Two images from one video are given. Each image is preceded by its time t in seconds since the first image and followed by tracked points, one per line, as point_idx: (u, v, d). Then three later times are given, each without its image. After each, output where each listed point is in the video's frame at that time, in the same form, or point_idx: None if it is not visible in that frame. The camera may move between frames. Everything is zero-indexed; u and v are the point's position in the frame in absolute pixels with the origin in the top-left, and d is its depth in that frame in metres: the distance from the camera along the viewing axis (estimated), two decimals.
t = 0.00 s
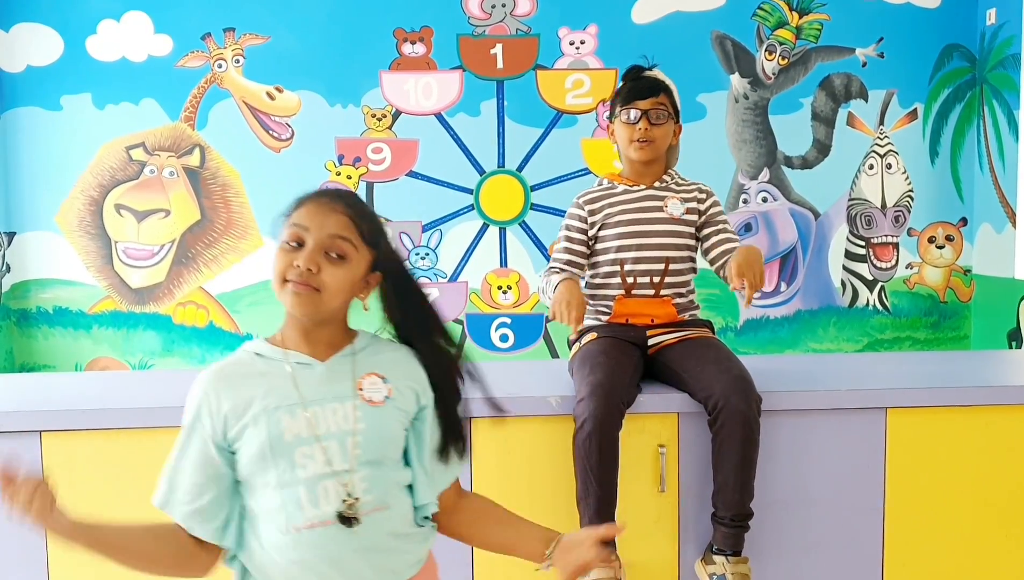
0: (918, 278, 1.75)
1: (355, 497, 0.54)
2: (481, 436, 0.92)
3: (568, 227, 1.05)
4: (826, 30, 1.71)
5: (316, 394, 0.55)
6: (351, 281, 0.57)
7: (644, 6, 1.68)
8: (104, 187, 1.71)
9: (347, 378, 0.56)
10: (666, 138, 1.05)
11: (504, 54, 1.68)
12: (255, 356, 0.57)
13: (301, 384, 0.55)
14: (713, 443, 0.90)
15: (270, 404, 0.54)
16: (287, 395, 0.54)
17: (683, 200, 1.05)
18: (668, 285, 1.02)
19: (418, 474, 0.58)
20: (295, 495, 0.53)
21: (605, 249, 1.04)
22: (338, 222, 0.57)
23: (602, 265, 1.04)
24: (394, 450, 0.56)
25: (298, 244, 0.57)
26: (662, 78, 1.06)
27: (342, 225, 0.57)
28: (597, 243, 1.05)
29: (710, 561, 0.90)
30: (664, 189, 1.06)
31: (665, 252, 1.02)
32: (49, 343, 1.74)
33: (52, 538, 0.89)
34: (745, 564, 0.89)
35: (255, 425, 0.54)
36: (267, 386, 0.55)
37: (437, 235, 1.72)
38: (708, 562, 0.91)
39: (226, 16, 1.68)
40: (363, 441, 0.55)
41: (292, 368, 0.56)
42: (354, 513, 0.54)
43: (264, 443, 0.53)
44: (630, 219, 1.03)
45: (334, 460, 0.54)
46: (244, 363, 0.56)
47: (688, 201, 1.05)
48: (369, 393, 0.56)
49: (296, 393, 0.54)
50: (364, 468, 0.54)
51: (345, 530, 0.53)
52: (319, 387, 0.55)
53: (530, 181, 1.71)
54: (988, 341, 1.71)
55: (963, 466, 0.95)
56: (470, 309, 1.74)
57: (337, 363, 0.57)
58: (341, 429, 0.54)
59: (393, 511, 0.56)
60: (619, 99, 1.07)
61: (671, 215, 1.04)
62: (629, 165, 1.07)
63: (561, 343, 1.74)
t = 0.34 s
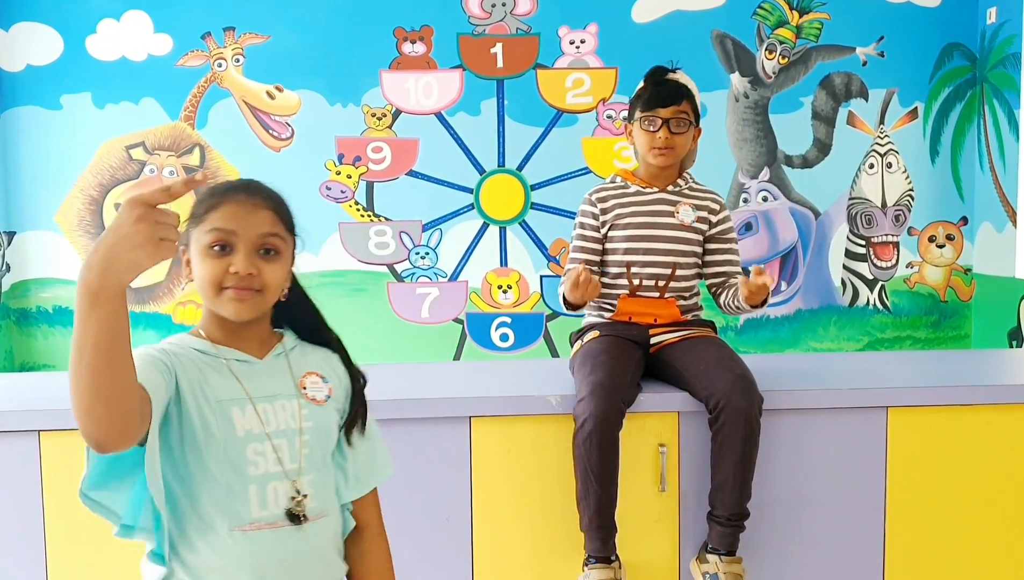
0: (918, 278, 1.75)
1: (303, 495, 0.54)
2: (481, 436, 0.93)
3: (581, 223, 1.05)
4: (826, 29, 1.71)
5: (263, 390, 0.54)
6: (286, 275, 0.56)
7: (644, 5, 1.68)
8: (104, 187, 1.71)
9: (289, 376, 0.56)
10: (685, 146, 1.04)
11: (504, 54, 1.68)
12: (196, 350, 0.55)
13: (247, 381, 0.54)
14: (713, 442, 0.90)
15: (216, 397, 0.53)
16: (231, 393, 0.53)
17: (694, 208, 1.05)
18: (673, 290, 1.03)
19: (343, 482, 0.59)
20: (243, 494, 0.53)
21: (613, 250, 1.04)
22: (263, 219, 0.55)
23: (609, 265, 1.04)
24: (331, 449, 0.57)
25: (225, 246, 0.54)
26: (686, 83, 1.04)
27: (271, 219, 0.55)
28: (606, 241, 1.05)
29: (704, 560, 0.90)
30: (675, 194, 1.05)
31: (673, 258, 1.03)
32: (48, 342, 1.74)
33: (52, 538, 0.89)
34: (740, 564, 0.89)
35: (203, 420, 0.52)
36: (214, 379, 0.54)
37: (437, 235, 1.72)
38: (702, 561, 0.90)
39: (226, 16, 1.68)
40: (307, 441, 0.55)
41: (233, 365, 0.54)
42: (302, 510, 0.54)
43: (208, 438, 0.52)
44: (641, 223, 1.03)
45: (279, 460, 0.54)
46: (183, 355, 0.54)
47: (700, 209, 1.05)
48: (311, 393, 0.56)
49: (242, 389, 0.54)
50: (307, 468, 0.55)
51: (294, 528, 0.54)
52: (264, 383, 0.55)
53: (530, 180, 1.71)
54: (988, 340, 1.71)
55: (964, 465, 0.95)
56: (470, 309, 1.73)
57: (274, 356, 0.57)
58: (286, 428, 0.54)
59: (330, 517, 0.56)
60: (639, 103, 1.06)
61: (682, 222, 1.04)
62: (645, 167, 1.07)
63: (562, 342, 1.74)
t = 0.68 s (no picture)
0: (920, 277, 1.75)
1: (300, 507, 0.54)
2: (484, 437, 0.92)
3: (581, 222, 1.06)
4: (828, 29, 1.71)
5: (259, 402, 0.53)
6: (274, 235, 0.56)
7: (646, 5, 1.68)
8: (105, 186, 1.71)
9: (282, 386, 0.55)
10: (685, 137, 1.05)
11: (506, 53, 1.68)
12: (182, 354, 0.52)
13: (242, 390, 0.53)
14: (716, 442, 0.90)
15: (210, 416, 0.51)
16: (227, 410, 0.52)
17: (698, 206, 1.05)
18: (678, 289, 1.03)
19: (334, 483, 0.59)
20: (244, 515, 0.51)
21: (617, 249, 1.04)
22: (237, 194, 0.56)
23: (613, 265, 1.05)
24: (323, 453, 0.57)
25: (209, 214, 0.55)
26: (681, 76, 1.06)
27: (243, 190, 0.57)
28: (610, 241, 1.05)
29: (706, 560, 0.90)
30: (678, 192, 1.06)
31: (677, 256, 1.03)
32: (49, 342, 1.74)
33: (52, 539, 0.89)
34: (742, 565, 0.89)
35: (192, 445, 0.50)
36: (209, 396, 0.51)
37: (438, 235, 1.72)
38: (703, 561, 0.90)
39: (227, 15, 1.68)
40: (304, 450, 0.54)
41: (228, 373, 0.53)
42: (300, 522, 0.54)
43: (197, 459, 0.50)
44: (644, 221, 1.04)
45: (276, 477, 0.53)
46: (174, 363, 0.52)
47: (703, 207, 1.05)
48: (307, 402, 0.55)
49: (238, 401, 0.52)
50: (304, 478, 0.54)
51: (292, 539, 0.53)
52: (260, 394, 0.53)
53: (531, 180, 1.71)
54: (990, 340, 1.71)
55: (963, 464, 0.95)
56: (472, 309, 1.73)
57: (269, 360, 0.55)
58: (282, 440, 0.53)
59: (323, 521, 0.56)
60: (636, 98, 1.07)
61: (685, 220, 1.04)
62: (647, 164, 1.08)
63: (563, 342, 1.74)
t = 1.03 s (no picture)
0: (924, 278, 1.74)
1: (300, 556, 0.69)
2: (491, 437, 0.93)
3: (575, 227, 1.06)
4: (831, 28, 1.70)
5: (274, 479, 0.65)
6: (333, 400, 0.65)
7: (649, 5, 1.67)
8: (106, 186, 1.70)
9: (308, 455, 0.66)
10: (674, 138, 1.04)
11: (508, 53, 1.67)
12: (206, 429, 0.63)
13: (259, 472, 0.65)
14: (725, 444, 0.89)
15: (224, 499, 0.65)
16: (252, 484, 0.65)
17: (693, 201, 1.04)
18: (679, 286, 1.02)
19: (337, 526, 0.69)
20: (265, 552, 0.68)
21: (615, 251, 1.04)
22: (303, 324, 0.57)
23: (611, 267, 1.04)
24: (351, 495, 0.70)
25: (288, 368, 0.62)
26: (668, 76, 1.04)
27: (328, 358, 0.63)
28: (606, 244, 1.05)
29: (721, 565, 0.90)
30: (673, 189, 1.05)
31: (675, 254, 1.02)
32: (50, 343, 1.73)
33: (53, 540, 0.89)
34: (755, 570, 0.88)
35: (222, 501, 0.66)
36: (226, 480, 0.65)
37: (440, 235, 1.71)
38: (718, 565, 0.90)
39: (228, 15, 1.67)
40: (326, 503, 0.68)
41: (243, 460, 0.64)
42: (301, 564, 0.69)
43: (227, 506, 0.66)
44: (639, 222, 1.03)
45: (293, 531, 0.68)
46: (201, 442, 0.63)
47: (698, 201, 1.05)
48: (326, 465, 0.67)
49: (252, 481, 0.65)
50: (312, 525, 0.69)
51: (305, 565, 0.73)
52: (280, 471, 0.65)
53: (534, 180, 1.70)
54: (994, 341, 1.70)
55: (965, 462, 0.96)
56: (474, 309, 1.72)
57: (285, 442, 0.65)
58: (297, 506, 0.67)
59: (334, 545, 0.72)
60: (623, 100, 1.05)
61: (680, 216, 1.03)
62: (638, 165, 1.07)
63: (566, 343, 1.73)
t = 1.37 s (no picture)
0: (928, 277, 1.73)
1: None
2: (491, 441, 0.93)
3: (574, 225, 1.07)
4: (835, 25, 1.69)
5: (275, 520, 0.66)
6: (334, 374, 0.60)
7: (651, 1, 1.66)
8: (105, 185, 1.69)
9: (311, 504, 0.66)
10: (672, 125, 1.02)
11: (510, 50, 1.66)
12: (213, 445, 0.64)
13: (261, 504, 0.65)
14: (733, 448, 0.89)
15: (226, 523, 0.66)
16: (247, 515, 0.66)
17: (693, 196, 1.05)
18: (681, 286, 1.03)
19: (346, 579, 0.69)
20: None
21: (615, 249, 1.05)
22: (326, 306, 0.59)
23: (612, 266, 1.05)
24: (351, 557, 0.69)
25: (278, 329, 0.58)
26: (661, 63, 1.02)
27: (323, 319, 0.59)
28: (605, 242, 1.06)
29: (727, 571, 0.90)
30: (673, 185, 1.05)
31: (677, 252, 1.03)
32: (48, 342, 1.72)
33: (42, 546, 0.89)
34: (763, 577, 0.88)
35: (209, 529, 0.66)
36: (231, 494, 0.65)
37: (441, 233, 1.70)
38: (725, 571, 0.90)
39: (228, 12, 1.66)
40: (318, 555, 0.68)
41: (254, 481, 0.64)
42: None
43: (215, 537, 0.66)
44: (639, 219, 1.04)
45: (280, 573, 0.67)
46: (203, 455, 0.64)
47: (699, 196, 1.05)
48: (333, 520, 0.67)
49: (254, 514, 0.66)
50: None
51: None
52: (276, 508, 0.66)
53: (535, 178, 1.69)
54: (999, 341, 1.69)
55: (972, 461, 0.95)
56: (475, 308, 1.71)
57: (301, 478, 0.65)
58: (294, 551, 0.67)
59: None
60: (617, 90, 1.04)
61: (681, 213, 1.04)
62: (637, 157, 1.05)
63: (568, 344, 1.72)
